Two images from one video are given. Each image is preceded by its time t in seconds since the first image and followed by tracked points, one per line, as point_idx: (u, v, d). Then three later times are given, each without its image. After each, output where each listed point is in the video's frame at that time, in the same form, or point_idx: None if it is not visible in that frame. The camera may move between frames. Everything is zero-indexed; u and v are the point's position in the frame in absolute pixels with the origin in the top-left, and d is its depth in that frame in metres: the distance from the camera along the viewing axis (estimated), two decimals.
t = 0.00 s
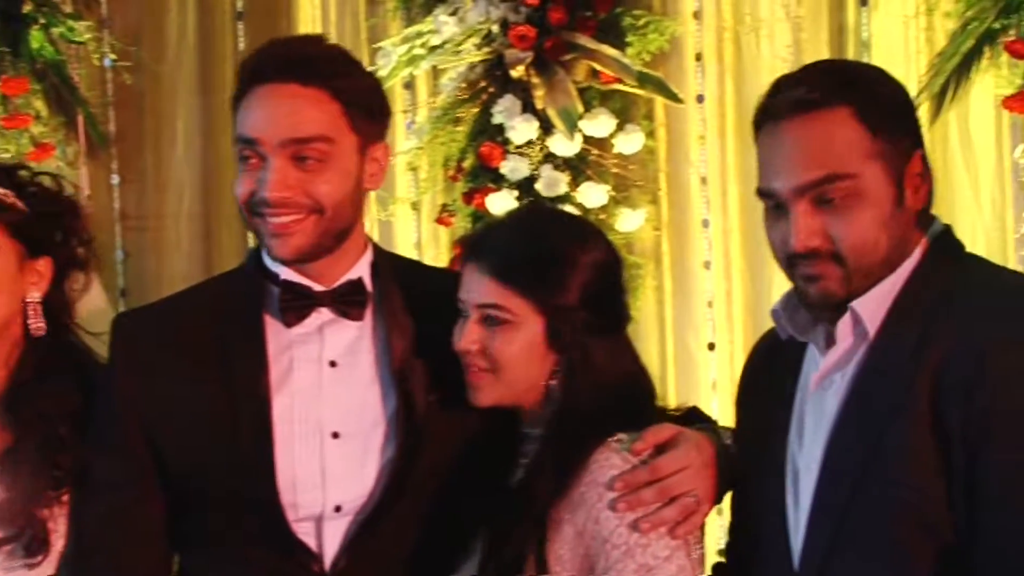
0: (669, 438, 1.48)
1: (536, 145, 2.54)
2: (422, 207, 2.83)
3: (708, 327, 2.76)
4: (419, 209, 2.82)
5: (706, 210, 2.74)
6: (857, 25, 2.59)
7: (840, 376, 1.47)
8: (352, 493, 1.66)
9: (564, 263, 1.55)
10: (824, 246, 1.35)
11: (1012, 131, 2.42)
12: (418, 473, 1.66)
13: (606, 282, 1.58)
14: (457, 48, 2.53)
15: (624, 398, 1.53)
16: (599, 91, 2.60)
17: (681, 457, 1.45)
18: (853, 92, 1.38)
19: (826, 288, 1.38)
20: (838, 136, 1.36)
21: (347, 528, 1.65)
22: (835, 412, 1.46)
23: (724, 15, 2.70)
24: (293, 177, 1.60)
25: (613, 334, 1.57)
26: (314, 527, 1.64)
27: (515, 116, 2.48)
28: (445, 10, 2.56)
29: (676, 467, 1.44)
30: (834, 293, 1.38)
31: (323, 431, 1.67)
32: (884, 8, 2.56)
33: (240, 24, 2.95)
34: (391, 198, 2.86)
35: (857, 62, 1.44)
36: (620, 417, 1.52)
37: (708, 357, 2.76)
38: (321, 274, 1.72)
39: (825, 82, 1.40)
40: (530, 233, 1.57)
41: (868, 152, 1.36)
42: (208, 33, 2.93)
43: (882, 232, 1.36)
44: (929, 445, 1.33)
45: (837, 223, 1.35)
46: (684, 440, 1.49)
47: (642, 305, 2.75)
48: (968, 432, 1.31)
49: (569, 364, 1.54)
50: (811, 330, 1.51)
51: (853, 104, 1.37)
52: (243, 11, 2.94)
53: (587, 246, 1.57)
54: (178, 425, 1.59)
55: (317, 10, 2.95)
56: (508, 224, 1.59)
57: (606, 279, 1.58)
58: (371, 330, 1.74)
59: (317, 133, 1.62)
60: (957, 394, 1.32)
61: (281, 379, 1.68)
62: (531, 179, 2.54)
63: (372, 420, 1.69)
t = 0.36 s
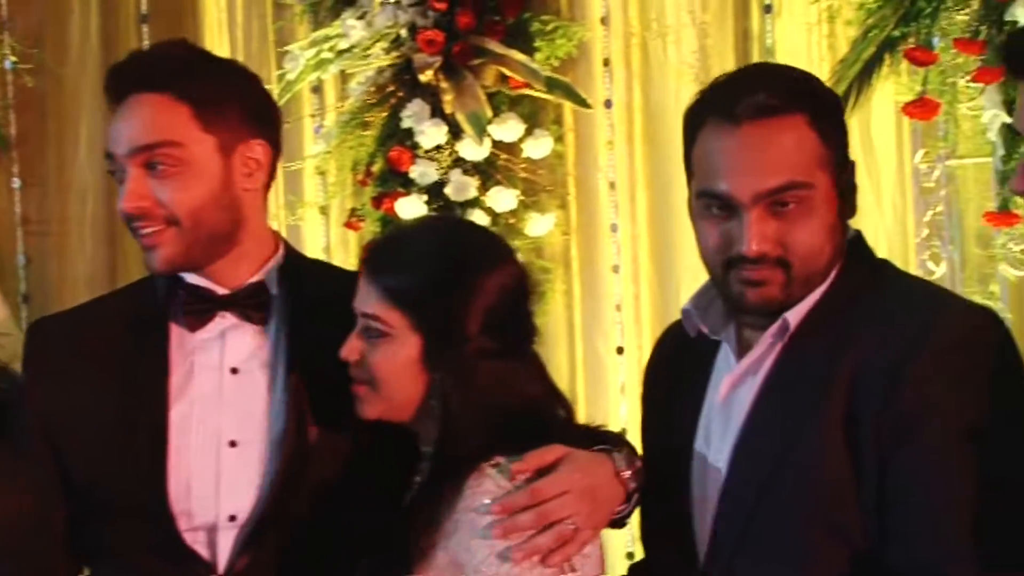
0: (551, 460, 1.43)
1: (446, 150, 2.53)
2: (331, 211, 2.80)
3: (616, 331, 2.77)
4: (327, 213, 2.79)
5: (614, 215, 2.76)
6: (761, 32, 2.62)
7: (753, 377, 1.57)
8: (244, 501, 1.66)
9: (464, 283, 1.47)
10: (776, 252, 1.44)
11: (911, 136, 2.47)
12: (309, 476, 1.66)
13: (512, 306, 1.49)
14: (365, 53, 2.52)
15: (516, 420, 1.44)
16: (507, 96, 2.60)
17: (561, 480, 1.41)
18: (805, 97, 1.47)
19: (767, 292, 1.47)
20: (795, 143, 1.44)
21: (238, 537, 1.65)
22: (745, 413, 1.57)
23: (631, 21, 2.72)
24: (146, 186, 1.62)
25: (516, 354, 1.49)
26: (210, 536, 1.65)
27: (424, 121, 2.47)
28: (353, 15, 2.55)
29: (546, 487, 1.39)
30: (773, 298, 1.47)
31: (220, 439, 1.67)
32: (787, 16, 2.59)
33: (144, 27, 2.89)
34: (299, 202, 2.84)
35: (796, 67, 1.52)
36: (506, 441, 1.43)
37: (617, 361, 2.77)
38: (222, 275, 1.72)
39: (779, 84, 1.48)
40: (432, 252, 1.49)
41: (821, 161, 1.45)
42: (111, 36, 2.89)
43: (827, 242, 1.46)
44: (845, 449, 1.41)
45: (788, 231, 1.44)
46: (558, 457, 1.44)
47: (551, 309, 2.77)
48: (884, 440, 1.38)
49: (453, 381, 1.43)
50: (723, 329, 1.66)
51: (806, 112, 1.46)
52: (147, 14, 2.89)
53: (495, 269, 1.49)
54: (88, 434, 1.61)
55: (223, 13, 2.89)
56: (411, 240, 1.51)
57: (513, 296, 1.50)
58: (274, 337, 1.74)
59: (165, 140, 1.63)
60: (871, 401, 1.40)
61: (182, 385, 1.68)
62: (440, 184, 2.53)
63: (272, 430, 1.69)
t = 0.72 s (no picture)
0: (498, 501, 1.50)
1: (355, 156, 2.53)
2: (240, 218, 2.77)
3: (528, 337, 2.78)
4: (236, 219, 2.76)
5: (525, 223, 2.77)
6: (669, 41, 2.65)
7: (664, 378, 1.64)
8: (115, 510, 1.69)
9: (340, 293, 1.37)
10: (692, 241, 1.57)
11: (816, 144, 2.50)
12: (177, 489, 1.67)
13: (392, 318, 1.39)
14: (274, 59, 2.50)
15: (384, 428, 1.33)
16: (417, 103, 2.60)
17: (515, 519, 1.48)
18: (728, 102, 1.62)
19: (682, 281, 1.59)
20: (715, 138, 1.59)
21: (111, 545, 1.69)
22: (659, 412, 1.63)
23: (540, 28, 2.74)
24: (47, 184, 1.68)
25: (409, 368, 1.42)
26: (82, 543, 1.69)
27: (334, 128, 2.46)
28: (261, 20, 2.54)
29: (383, 488, 1.28)
30: (687, 287, 1.59)
31: (99, 446, 1.72)
32: (694, 25, 2.62)
33: (48, 31, 2.87)
34: (208, 210, 2.82)
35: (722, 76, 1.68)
36: (382, 448, 1.32)
37: (528, 367, 2.78)
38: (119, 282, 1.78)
39: (704, 86, 1.63)
40: (308, 257, 1.38)
41: (737, 161, 1.60)
42: (13, 37, 2.87)
43: (739, 239, 1.60)
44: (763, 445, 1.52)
45: (703, 222, 1.58)
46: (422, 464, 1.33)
47: (461, 316, 2.77)
48: (799, 438, 1.49)
49: (315, 397, 1.35)
50: (635, 331, 1.74)
51: (727, 114, 1.61)
52: (51, 18, 2.87)
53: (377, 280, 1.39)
54: (1, 442, 1.68)
55: (130, 17, 2.87)
56: (290, 243, 1.40)
57: (404, 306, 1.41)
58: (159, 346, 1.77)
59: (68, 138, 1.70)
60: (789, 401, 1.51)
61: (64, 394, 1.75)
62: (350, 191, 2.53)
63: (147, 442, 1.72)
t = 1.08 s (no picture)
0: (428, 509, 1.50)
1: (274, 165, 2.51)
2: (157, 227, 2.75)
3: (448, 346, 2.77)
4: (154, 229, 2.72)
5: (444, 232, 2.76)
6: (587, 51, 2.65)
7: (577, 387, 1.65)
8: (46, 523, 1.63)
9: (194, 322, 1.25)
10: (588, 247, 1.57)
11: (733, 153, 2.53)
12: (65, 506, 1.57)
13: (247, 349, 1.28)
14: (190, 66, 2.48)
15: (216, 467, 1.23)
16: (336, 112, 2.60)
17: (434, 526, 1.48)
18: (628, 105, 1.61)
19: (582, 286, 1.59)
20: (613, 142, 1.58)
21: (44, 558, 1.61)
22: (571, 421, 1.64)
23: (458, 37, 2.73)
24: (41, 189, 1.72)
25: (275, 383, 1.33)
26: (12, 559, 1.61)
27: (251, 136, 2.44)
28: (177, 27, 2.51)
29: (172, 537, 1.19)
30: (587, 292, 1.60)
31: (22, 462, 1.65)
32: (612, 34, 2.63)
33: None
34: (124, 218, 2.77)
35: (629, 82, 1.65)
36: (191, 488, 1.22)
37: (447, 376, 2.77)
38: (38, 296, 1.76)
39: (605, 92, 1.62)
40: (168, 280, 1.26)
41: (636, 164, 1.59)
42: None
43: (639, 241, 1.58)
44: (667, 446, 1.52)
45: (599, 227, 1.57)
46: (236, 501, 1.22)
47: (381, 324, 2.78)
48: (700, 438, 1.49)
49: (150, 429, 1.25)
50: (550, 340, 1.73)
51: (627, 117, 1.59)
52: None
53: (239, 302, 1.28)
54: None
55: (42, 24, 2.84)
56: (152, 261, 1.28)
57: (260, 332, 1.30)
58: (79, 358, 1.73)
59: (66, 144, 1.75)
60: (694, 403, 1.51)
61: None
62: (268, 199, 2.52)
63: (71, 455, 1.67)
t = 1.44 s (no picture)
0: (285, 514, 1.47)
1: (197, 172, 2.49)
2: (77, 234, 2.72)
3: (374, 354, 2.76)
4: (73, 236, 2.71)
5: (371, 240, 2.75)
6: (513, 59, 2.65)
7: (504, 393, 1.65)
8: None
9: None
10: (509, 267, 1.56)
11: (658, 162, 2.54)
12: None
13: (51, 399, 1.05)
14: (112, 73, 2.46)
15: None
16: (261, 119, 2.58)
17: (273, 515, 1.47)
18: (554, 121, 1.60)
19: (503, 304, 1.59)
20: (538, 161, 1.57)
21: None
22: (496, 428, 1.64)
23: (384, 45, 2.72)
24: None
25: (84, 447, 1.08)
26: None
27: (175, 143, 2.43)
28: (98, 33, 2.49)
29: None
30: (507, 311, 1.60)
31: None
32: (538, 44, 2.63)
33: None
34: (43, 226, 2.73)
35: (554, 95, 1.65)
36: None
37: (374, 384, 2.77)
38: None
39: (531, 107, 1.61)
40: None
41: (560, 183, 1.58)
42: None
43: (560, 261, 1.59)
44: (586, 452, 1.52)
45: (521, 246, 1.57)
46: None
47: (306, 332, 2.76)
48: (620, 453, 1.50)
49: None
50: (477, 349, 1.73)
51: (553, 134, 1.59)
52: None
53: (43, 357, 1.01)
54: None
55: None
56: None
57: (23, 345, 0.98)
58: None
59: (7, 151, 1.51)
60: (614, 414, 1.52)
61: None
62: (193, 208, 2.50)
63: None
